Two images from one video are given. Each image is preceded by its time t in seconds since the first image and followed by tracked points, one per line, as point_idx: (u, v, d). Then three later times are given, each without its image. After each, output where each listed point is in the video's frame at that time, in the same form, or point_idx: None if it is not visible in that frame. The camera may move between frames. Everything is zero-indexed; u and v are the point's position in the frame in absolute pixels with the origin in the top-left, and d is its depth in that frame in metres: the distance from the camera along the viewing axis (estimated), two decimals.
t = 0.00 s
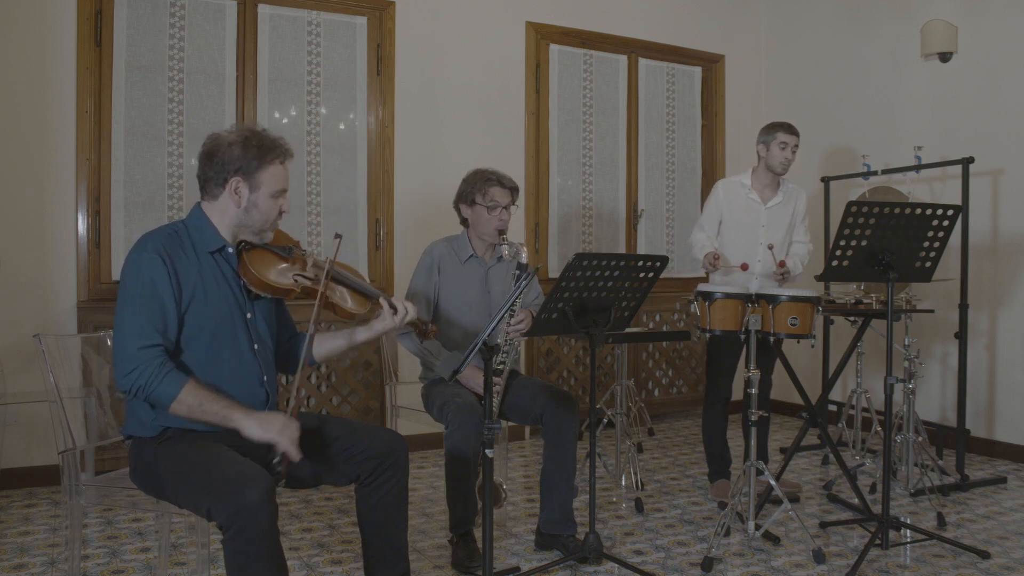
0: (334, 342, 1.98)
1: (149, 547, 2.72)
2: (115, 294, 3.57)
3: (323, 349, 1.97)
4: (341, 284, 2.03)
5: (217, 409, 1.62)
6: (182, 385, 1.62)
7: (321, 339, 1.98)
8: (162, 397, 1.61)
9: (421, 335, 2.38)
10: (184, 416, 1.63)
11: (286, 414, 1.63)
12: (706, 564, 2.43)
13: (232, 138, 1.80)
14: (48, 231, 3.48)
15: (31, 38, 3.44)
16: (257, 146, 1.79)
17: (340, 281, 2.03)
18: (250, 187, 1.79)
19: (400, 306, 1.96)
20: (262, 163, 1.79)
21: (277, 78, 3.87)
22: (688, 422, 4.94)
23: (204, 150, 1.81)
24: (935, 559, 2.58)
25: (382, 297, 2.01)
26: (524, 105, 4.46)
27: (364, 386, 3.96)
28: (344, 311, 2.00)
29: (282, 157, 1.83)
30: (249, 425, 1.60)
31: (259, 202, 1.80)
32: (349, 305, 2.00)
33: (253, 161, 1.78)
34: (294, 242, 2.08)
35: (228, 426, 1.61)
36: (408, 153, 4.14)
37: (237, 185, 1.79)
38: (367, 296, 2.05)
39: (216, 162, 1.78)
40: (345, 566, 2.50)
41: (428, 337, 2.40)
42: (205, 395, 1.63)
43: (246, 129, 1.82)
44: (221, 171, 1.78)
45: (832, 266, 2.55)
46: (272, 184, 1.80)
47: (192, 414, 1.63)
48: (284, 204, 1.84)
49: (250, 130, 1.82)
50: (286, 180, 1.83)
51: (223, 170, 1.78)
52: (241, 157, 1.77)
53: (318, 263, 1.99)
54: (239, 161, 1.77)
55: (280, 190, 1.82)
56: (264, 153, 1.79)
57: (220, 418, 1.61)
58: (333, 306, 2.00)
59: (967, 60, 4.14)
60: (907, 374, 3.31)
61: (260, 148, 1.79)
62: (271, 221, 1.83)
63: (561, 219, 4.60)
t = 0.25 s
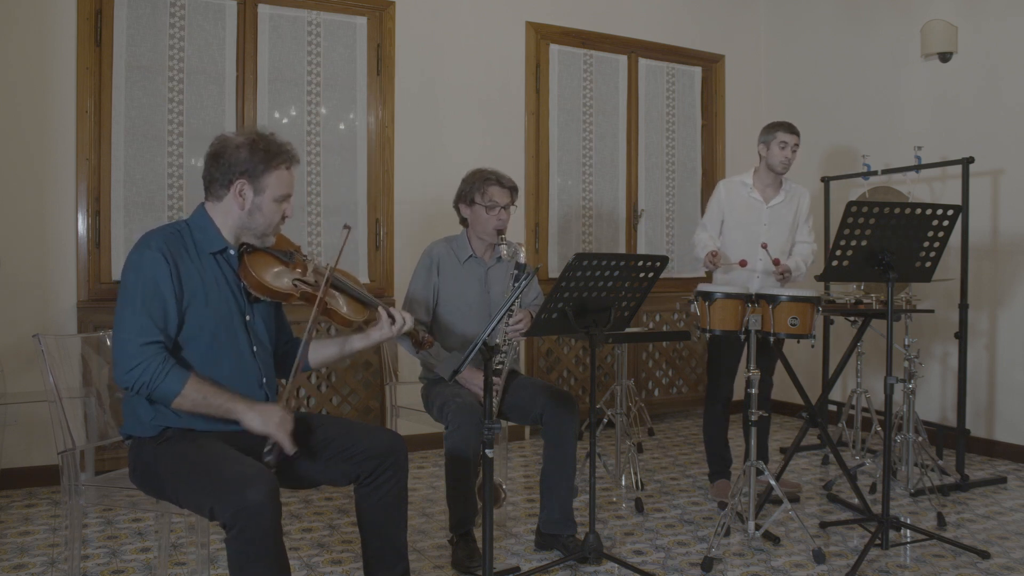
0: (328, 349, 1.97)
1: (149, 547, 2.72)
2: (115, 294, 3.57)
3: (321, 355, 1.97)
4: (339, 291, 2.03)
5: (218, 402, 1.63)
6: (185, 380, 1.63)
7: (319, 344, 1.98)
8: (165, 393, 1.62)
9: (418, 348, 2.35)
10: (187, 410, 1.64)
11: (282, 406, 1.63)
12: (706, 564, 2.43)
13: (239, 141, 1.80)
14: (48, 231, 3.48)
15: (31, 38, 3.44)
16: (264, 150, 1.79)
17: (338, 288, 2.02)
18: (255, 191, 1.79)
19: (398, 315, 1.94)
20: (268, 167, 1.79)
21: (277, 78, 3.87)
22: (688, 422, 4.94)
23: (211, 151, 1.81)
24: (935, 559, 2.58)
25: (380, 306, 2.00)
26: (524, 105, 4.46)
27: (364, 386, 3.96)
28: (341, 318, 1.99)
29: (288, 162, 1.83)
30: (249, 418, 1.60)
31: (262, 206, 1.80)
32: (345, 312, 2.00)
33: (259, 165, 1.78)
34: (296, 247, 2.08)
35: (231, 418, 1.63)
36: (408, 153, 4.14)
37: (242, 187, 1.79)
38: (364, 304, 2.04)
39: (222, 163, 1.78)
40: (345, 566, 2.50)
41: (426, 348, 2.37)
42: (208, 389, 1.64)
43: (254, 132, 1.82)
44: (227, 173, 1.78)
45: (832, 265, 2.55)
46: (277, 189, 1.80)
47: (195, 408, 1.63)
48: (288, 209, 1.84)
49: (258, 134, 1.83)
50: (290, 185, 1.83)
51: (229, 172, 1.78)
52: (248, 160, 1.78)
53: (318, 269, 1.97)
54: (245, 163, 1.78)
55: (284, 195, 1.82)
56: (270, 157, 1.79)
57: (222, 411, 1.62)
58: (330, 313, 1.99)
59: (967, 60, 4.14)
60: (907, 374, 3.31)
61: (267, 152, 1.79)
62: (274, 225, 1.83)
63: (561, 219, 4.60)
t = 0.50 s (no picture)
0: (331, 344, 1.97)
1: (149, 547, 2.72)
2: (115, 294, 3.57)
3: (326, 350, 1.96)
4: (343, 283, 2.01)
5: (234, 377, 1.66)
6: (199, 362, 1.65)
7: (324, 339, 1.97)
8: (181, 378, 1.63)
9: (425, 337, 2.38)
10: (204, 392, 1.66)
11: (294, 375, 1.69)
12: (706, 565, 2.43)
13: (232, 136, 1.80)
14: (48, 231, 3.48)
15: (31, 38, 3.44)
16: (257, 144, 1.79)
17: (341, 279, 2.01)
18: (250, 185, 1.79)
19: (403, 306, 1.95)
20: (261, 160, 1.78)
21: (277, 78, 3.87)
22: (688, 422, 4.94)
23: (205, 147, 1.81)
24: (935, 559, 2.58)
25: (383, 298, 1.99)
26: (524, 105, 4.46)
27: (364, 386, 3.96)
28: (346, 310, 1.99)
29: (282, 155, 1.82)
30: (267, 389, 1.65)
31: (258, 200, 1.80)
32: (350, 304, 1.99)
33: (252, 158, 1.78)
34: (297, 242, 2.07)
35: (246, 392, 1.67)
36: (408, 153, 4.14)
37: (237, 182, 1.78)
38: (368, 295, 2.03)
39: (216, 158, 1.78)
40: (345, 566, 2.50)
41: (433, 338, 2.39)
42: (221, 367, 1.67)
43: (247, 127, 1.82)
44: (221, 168, 1.78)
45: (832, 266, 2.55)
46: (271, 182, 1.79)
47: (212, 389, 1.65)
48: (283, 202, 1.83)
49: (251, 128, 1.82)
50: (285, 178, 1.82)
51: (223, 167, 1.78)
52: (241, 155, 1.77)
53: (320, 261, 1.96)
54: (239, 158, 1.77)
55: (279, 187, 1.81)
56: (264, 151, 1.79)
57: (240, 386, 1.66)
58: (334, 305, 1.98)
59: (967, 60, 4.14)
60: (907, 374, 3.31)
61: (260, 145, 1.79)
62: (271, 219, 1.82)
63: (561, 219, 4.60)
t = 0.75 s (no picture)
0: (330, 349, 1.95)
1: (149, 547, 2.72)
2: (115, 294, 3.57)
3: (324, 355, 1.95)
4: (343, 288, 2.02)
5: (251, 351, 1.67)
6: (212, 346, 1.65)
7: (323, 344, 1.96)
8: (197, 364, 1.63)
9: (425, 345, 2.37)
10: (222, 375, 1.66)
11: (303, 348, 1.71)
12: (706, 565, 2.43)
13: (240, 139, 1.78)
14: (48, 231, 3.48)
15: (31, 38, 3.44)
16: (263, 149, 1.77)
17: (341, 285, 2.01)
18: (254, 189, 1.77)
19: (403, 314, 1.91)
20: (267, 165, 1.77)
21: (277, 78, 3.87)
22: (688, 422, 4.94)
23: (212, 148, 1.80)
24: (935, 559, 2.58)
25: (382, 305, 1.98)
26: (524, 105, 4.46)
27: (364, 386, 3.96)
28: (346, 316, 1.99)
29: (288, 161, 1.81)
30: (280, 362, 1.67)
31: (261, 205, 1.78)
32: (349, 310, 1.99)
33: (258, 163, 1.76)
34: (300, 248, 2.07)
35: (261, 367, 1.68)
36: (408, 153, 4.14)
37: (241, 185, 1.77)
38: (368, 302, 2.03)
39: (222, 161, 1.77)
40: (345, 566, 2.50)
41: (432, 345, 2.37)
42: (234, 347, 1.67)
43: (255, 131, 1.81)
44: (226, 171, 1.77)
45: (832, 266, 2.55)
46: (276, 188, 1.78)
47: (231, 369, 1.66)
48: (287, 209, 1.82)
49: (260, 132, 1.81)
50: (290, 184, 1.81)
51: (228, 169, 1.77)
52: (247, 158, 1.76)
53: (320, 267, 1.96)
54: (245, 162, 1.76)
55: (284, 194, 1.79)
56: (270, 155, 1.78)
57: (255, 361, 1.67)
58: (334, 310, 1.98)
59: (967, 60, 4.14)
60: (907, 374, 3.31)
61: (267, 150, 1.78)
62: (273, 225, 1.81)
63: (561, 219, 4.60)
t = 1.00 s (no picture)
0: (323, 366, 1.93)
1: (149, 547, 2.72)
2: (115, 294, 3.57)
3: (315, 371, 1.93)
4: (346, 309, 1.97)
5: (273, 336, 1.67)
6: (236, 334, 1.65)
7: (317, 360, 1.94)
8: (223, 354, 1.63)
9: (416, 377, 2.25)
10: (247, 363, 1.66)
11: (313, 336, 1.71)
12: (706, 564, 2.43)
13: (268, 151, 1.76)
14: (48, 231, 3.48)
15: (31, 38, 3.44)
16: (290, 166, 1.74)
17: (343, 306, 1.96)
18: (274, 204, 1.75)
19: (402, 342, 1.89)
20: (291, 183, 1.74)
21: (277, 78, 3.87)
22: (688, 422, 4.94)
23: (238, 156, 1.78)
24: (935, 558, 2.58)
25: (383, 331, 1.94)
26: (524, 105, 4.46)
27: (364, 386, 3.96)
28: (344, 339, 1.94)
29: (313, 181, 1.78)
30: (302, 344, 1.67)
31: (279, 221, 1.76)
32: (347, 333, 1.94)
33: (281, 180, 1.73)
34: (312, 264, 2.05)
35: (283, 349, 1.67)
36: (408, 153, 4.14)
37: (262, 199, 1.75)
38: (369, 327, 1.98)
39: (246, 171, 1.75)
40: (345, 566, 2.50)
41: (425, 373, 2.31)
42: (258, 334, 1.67)
43: (284, 145, 1.78)
44: (250, 181, 1.75)
45: (832, 265, 2.55)
46: (296, 207, 1.75)
47: (256, 355, 1.66)
48: (304, 228, 1.79)
49: (289, 147, 1.78)
50: (311, 205, 1.78)
51: (252, 181, 1.74)
52: (272, 173, 1.73)
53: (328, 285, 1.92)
54: (248, 162, 1.76)
55: (303, 214, 1.77)
56: (295, 174, 1.74)
57: (279, 345, 1.67)
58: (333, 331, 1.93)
59: (967, 60, 4.14)
60: (907, 374, 3.31)
61: (292, 168, 1.74)
62: (288, 242, 1.79)
63: (561, 219, 4.60)
